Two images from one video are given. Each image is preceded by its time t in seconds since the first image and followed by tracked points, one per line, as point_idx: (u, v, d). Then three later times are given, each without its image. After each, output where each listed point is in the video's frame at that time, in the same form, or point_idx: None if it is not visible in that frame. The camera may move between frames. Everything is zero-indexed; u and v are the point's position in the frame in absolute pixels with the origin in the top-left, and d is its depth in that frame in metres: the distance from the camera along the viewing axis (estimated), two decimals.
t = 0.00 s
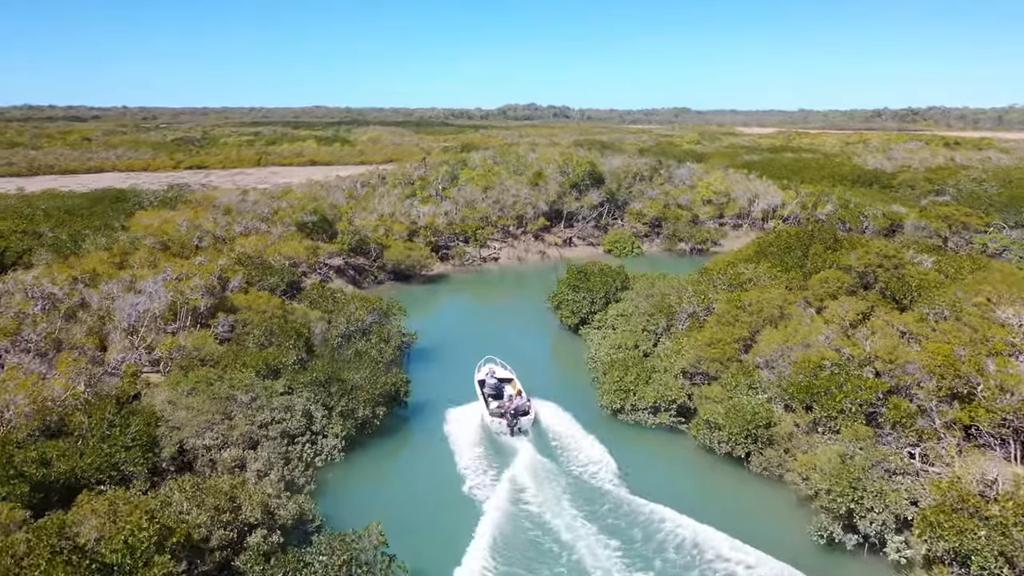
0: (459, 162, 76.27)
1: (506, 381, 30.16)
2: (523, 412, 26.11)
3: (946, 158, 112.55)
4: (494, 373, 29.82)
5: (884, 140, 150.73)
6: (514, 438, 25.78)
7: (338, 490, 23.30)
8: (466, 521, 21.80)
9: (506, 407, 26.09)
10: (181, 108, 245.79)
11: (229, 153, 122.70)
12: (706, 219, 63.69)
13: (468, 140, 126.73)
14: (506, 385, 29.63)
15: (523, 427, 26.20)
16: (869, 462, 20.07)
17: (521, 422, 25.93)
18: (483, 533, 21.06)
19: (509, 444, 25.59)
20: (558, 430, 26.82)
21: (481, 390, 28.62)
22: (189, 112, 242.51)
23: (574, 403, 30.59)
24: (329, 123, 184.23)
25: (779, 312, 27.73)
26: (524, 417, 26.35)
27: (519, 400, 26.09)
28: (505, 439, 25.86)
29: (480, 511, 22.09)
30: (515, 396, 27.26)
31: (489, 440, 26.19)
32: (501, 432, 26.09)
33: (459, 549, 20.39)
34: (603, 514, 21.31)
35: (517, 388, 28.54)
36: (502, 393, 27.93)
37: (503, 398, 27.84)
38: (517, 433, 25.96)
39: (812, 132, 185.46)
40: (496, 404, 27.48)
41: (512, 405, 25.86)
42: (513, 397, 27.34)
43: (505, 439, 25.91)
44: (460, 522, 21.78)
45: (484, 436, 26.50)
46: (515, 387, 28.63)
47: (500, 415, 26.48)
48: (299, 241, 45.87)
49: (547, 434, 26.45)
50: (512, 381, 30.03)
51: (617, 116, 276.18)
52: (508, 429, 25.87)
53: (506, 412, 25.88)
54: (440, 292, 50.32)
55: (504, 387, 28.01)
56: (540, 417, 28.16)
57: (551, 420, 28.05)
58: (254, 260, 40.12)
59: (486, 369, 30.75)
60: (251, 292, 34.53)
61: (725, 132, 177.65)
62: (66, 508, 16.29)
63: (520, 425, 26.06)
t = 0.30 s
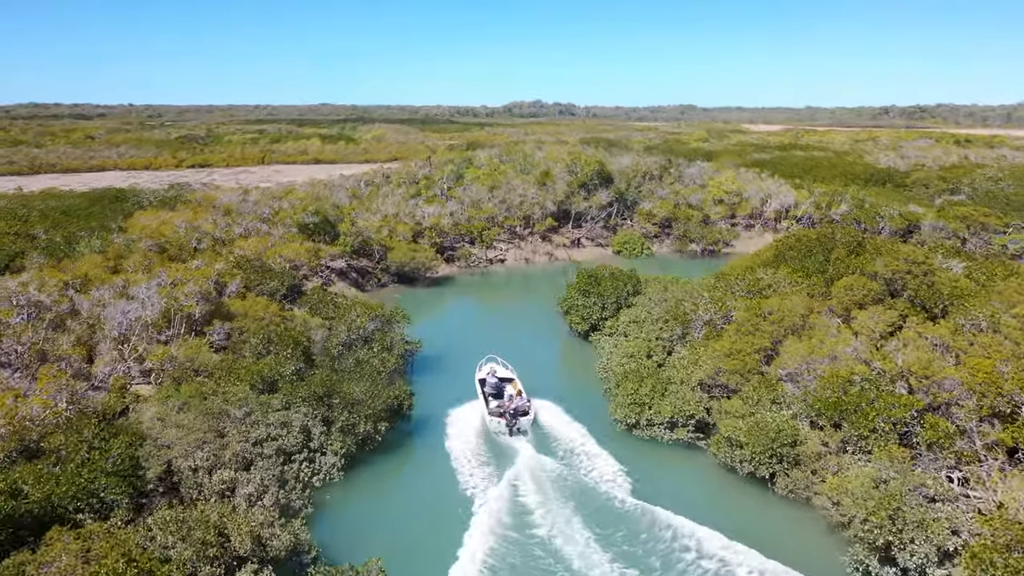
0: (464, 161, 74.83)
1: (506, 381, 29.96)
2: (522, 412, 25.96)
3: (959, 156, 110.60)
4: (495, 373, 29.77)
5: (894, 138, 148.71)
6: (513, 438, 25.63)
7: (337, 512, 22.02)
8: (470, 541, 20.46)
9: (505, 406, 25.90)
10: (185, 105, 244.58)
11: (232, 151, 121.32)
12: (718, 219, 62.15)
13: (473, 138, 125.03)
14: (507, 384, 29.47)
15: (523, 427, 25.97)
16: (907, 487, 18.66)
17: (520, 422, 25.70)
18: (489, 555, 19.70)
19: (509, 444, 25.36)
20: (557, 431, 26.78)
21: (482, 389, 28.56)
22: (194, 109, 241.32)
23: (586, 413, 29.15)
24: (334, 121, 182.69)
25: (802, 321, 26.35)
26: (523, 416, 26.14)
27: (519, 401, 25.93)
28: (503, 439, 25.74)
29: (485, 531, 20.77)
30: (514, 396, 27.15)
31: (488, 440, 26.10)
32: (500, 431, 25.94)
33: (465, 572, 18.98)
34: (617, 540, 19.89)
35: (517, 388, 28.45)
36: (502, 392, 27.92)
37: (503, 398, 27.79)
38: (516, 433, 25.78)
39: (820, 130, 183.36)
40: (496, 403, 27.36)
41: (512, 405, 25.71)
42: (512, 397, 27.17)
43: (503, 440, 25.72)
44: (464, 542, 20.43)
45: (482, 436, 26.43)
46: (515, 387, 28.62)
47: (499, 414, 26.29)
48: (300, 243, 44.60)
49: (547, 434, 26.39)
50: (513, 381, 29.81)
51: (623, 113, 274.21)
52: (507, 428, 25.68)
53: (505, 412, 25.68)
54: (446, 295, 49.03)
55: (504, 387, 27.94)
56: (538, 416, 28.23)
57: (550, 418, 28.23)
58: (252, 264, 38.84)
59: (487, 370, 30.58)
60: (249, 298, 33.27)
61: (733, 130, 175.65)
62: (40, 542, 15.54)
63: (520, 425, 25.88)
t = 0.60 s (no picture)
0: (468, 158, 73.49)
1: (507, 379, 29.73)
2: (522, 410, 25.40)
3: (971, 153, 108.90)
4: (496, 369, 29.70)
5: (902, 134, 146.89)
6: (510, 435, 25.30)
7: (335, 536, 20.76)
8: (476, 560, 19.22)
9: (505, 402, 25.40)
10: (189, 102, 243.56)
11: (234, 147, 120.05)
12: (728, 218, 60.75)
13: (478, 134, 123.50)
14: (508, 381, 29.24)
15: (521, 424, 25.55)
16: (946, 514, 17.40)
17: (518, 419, 25.25)
18: None
19: (506, 441, 25.10)
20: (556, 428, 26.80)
21: (482, 385, 28.45)
22: (198, 106, 240.25)
23: (599, 423, 27.94)
24: (337, 117, 181.31)
25: (825, 329, 25.06)
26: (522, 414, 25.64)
27: (518, 397, 25.44)
28: (501, 436, 25.49)
29: (491, 551, 19.53)
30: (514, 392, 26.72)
31: (486, 437, 25.90)
32: (498, 428, 25.64)
33: None
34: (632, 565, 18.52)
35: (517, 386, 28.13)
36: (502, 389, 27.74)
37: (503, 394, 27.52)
38: (515, 430, 25.39)
39: (827, 126, 181.50)
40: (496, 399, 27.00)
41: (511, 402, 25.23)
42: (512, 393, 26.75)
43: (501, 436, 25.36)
44: (469, 561, 19.18)
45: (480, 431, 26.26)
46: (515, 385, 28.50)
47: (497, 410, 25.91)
48: (300, 244, 43.42)
49: (546, 433, 26.20)
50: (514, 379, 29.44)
51: (627, 109, 272.30)
52: (506, 425, 25.32)
53: (505, 409, 25.18)
54: (450, 297, 47.77)
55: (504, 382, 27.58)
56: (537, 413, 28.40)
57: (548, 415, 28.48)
58: (250, 266, 37.66)
59: (487, 367, 30.63)
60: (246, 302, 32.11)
61: (739, 126, 173.92)
62: None
63: (519, 423, 25.44)
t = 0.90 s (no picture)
0: (473, 156, 72.25)
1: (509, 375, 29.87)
2: (521, 406, 25.68)
3: (983, 150, 107.14)
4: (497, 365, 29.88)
5: (911, 131, 145.06)
6: (509, 431, 25.49)
7: (332, 558, 19.59)
8: None
9: (504, 399, 25.75)
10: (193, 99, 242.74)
11: (237, 145, 118.92)
12: (739, 217, 59.40)
13: (483, 132, 122.08)
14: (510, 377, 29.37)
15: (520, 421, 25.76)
16: (989, 542, 16.10)
17: (517, 416, 25.50)
18: None
19: (505, 437, 25.32)
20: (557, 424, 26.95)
21: (483, 382, 28.73)
22: (202, 103, 239.31)
23: (612, 432, 26.83)
24: (341, 114, 180.12)
25: (849, 338, 23.81)
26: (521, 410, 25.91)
27: (518, 394, 25.75)
28: (500, 432, 25.70)
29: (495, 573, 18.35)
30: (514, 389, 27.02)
31: (485, 433, 26.09)
32: (498, 424, 25.88)
33: None
34: None
35: (519, 381, 28.59)
36: (504, 386, 28.01)
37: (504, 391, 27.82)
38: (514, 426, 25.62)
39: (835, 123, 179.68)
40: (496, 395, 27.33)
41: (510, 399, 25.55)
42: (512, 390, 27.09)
43: (500, 433, 25.65)
44: None
45: (480, 427, 26.58)
46: (517, 381, 28.75)
47: (497, 407, 26.33)
48: (301, 244, 42.29)
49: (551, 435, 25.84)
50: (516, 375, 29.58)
51: (633, 107, 270.86)
52: (505, 422, 25.57)
53: (504, 405, 25.51)
54: (455, 298, 46.50)
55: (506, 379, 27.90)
56: (537, 408, 28.55)
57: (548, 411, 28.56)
58: (248, 268, 36.52)
59: (490, 362, 30.97)
60: (243, 306, 30.96)
61: (746, 123, 172.15)
62: None
63: (518, 419, 25.63)
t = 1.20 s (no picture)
0: (479, 155, 71.04)
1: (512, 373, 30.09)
2: (522, 404, 25.98)
3: (996, 150, 105.36)
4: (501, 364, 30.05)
5: (921, 130, 143.26)
6: (510, 430, 25.74)
7: None
8: None
9: (505, 397, 26.09)
10: (199, 98, 242.12)
11: (240, 144, 117.85)
12: (751, 218, 58.10)
13: (488, 131, 120.68)
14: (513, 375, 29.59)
15: (521, 419, 26.01)
16: None
17: (517, 414, 25.76)
18: None
19: (506, 435, 25.56)
20: (556, 423, 27.07)
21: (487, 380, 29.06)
22: (207, 101, 238.53)
23: (628, 447, 25.67)
24: (345, 112, 179.01)
25: (877, 350, 22.59)
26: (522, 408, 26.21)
27: (518, 392, 26.17)
28: (501, 431, 25.94)
29: None
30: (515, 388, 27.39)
31: (486, 431, 26.33)
32: (499, 422, 26.16)
33: None
34: None
35: (520, 380, 28.93)
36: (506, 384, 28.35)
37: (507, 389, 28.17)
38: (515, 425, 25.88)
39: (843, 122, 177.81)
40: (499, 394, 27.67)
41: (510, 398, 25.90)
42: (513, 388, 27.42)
43: (500, 431, 25.91)
44: None
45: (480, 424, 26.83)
46: (520, 379, 29.03)
47: (498, 405, 26.63)
48: (302, 247, 41.17)
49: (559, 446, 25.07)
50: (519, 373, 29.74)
51: (638, 105, 269.11)
52: (505, 420, 25.83)
53: (504, 403, 25.83)
54: (461, 303, 45.35)
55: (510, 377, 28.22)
56: (539, 407, 28.75)
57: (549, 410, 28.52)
58: (247, 273, 35.41)
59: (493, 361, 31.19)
60: (240, 314, 29.78)
61: (754, 121, 170.40)
62: None
63: (518, 417, 25.91)
